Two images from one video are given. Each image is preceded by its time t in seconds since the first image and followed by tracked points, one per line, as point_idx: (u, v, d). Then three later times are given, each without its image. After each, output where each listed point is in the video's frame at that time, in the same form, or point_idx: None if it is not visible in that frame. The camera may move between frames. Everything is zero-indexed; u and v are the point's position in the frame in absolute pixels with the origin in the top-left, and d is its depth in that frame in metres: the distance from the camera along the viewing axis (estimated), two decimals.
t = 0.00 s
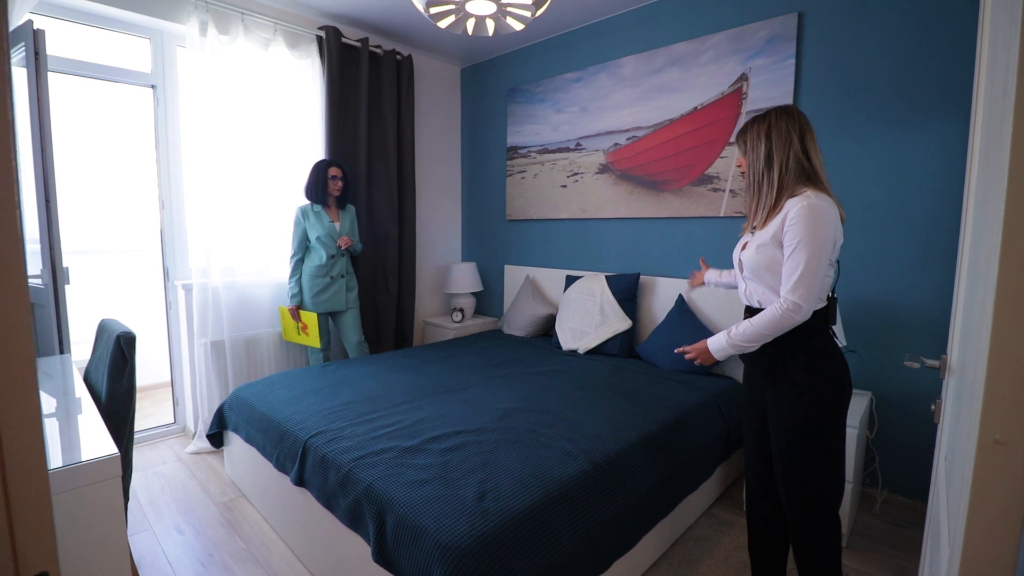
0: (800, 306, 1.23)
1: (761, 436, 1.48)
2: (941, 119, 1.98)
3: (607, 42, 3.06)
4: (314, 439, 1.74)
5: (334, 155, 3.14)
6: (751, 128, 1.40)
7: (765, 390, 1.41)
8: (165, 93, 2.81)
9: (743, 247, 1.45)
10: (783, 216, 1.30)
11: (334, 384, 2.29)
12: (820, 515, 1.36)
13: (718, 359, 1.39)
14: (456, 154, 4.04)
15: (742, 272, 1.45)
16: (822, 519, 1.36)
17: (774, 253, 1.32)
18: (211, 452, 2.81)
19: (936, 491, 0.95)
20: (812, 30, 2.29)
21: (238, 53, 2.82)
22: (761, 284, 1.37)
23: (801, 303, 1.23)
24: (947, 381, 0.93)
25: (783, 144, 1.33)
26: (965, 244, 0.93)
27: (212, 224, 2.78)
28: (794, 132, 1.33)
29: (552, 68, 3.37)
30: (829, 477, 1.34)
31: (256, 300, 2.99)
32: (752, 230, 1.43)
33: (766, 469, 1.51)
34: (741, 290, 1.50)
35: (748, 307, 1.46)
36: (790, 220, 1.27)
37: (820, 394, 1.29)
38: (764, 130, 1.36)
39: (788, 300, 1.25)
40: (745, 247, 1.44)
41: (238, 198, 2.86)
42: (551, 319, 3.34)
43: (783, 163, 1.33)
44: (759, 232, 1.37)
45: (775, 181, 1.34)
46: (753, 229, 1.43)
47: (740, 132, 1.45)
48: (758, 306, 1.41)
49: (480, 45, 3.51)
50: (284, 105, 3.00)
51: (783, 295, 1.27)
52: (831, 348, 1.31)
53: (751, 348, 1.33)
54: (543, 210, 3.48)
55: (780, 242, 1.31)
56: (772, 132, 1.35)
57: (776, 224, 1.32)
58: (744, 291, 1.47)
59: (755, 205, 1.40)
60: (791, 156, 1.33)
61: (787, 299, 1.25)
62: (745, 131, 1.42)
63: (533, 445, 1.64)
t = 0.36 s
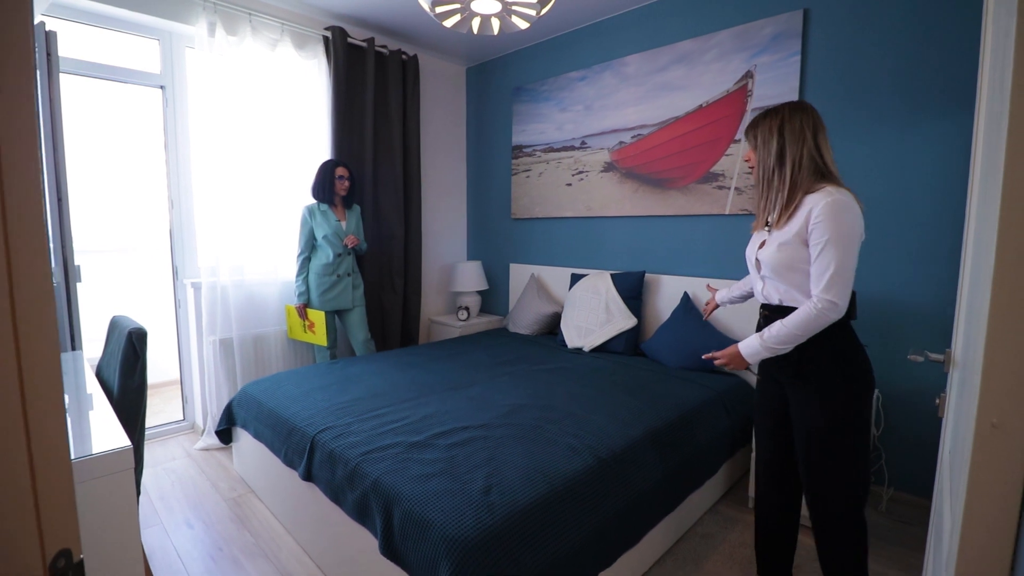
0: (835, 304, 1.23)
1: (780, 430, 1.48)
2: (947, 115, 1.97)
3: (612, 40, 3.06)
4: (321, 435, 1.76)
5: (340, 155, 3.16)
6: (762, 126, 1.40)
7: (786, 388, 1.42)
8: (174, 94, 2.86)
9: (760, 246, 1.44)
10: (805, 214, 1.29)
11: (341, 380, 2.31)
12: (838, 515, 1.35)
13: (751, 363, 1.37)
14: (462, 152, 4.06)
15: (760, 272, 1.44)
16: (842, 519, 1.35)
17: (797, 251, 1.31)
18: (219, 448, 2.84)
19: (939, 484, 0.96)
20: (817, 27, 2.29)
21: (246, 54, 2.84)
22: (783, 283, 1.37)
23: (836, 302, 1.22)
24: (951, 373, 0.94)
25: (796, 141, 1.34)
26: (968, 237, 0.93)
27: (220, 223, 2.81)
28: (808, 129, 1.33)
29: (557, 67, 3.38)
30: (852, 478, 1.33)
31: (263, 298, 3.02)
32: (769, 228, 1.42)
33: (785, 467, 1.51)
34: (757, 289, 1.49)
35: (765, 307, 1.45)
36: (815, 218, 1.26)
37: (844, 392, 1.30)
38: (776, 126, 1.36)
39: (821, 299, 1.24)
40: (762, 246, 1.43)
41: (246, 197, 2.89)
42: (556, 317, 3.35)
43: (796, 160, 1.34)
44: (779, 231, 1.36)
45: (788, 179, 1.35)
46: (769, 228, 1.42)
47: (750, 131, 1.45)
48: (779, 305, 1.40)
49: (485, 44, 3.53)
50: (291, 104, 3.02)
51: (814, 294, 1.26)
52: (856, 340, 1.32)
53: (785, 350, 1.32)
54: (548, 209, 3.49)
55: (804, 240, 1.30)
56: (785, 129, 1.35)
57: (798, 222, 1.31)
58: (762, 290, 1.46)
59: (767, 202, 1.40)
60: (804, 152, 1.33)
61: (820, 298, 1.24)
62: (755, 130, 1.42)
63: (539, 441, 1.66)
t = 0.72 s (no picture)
0: (869, 305, 1.20)
1: (803, 433, 1.48)
2: (953, 112, 1.96)
3: (616, 39, 3.06)
4: (326, 430, 1.78)
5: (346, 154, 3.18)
6: (825, 114, 1.33)
7: (810, 389, 1.42)
8: (181, 92, 2.89)
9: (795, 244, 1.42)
10: (843, 211, 1.28)
11: (346, 377, 2.32)
12: (860, 516, 1.35)
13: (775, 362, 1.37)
14: (466, 151, 4.07)
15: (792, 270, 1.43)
16: (863, 520, 1.35)
17: (833, 250, 1.30)
18: (226, 444, 2.87)
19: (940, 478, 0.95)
20: (822, 24, 2.28)
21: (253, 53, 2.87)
22: (814, 282, 1.35)
23: (870, 302, 1.20)
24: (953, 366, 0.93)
25: (860, 136, 1.30)
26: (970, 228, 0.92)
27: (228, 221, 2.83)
28: (871, 127, 1.30)
29: (562, 65, 3.38)
30: (875, 480, 1.32)
31: (269, 295, 3.05)
32: (807, 226, 1.40)
33: (807, 467, 1.51)
34: (788, 288, 1.48)
35: (796, 306, 1.43)
36: (852, 215, 1.24)
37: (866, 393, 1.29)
38: (842, 117, 1.31)
39: (855, 298, 1.22)
40: (796, 244, 1.42)
41: (253, 195, 2.91)
42: (561, 316, 3.35)
43: (860, 156, 1.29)
44: (817, 229, 1.34)
45: (851, 175, 1.30)
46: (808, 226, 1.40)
47: (806, 116, 1.37)
48: (809, 304, 1.39)
49: (490, 43, 3.53)
50: (297, 103, 3.04)
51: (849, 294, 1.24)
52: (883, 339, 1.29)
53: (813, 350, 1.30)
54: (553, 207, 3.49)
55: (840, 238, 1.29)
56: (853, 122, 1.30)
57: (836, 220, 1.29)
58: (792, 289, 1.45)
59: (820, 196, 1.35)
60: (867, 151, 1.30)
61: (854, 298, 1.22)
62: (816, 116, 1.35)
63: (543, 437, 1.66)
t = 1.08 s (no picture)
0: (897, 301, 1.20)
1: (811, 428, 1.48)
2: (956, 107, 1.96)
3: (620, 36, 3.06)
4: (330, 424, 1.79)
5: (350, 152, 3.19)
6: (844, 105, 1.34)
7: (818, 383, 1.42)
8: (186, 90, 2.91)
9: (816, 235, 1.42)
10: (868, 204, 1.27)
11: (349, 373, 2.34)
12: (866, 511, 1.35)
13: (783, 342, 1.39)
14: (469, 149, 4.08)
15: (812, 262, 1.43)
16: (869, 515, 1.34)
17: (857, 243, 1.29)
18: (230, 440, 2.89)
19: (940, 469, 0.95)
20: (825, 21, 2.28)
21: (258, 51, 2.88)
22: (835, 274, 1.35)
23: (898, 298, 1.19)
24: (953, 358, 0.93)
25: (884, 124, 1.29)
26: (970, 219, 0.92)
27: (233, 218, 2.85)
28: (894, 112, 1.28)
29: (566, 63, 3.39)
30: (882, 475, 1.32)
31: (272, 293, 3.07)
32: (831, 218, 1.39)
33: (813, 462, 1.51)
34: (805, 278, 1.48)
35: (812, 297, 1.43)
36: (877, 209, 1.23)
37: (875, 388, 1.28)
38: (861, 106, 1.31)
39: (882, 294, 1.21)
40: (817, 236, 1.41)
41: (258, 193, 2.93)
42: (564, 313, 3.36)
43: (883, 144, 1.29)
44: (840, 221, 1.34)
45: (873, 164, 1.29)
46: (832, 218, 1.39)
47: (827, 110, 1.39)
48: (824, 296, 1.39)
49: (494, 41, 3.54)
50: (301, 101, 3.06)
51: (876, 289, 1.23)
52: (896, 337, 1.28)
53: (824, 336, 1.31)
54: (556, 205, 3.50)
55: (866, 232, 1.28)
56: (872, 110, 1.30)
57: (861, 213, 1.28)
58: (809, 281, 1.45)
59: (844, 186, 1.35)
60: (891, 138, 1.29)
61: (881, 293, 1.21)
62: (836, 108, 1.36)
63: (546, 431, 1.67)
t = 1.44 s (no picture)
0: (889, 297, 1.19)
1: (811, 423, 1.48)
2: (956, 102, 1.95)
3: (620, 33, 3.06)
4: (330, 419, 1.79)
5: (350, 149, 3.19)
6: (840, 98, 1.35)
7: (818, 378, 1.42)
8: (187, 88, 2.91)
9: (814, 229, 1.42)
10: (861, 198, 1.26)
11: (349, 369, 2.34)
12: (866, 506, 1.34)
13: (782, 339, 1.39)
14: (470, 147, 4.08)
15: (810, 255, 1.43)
16: (869, 511, 1.34)
17: (851, 237, 1.29)
18: (231, 436, 2.89)
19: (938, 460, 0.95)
20: (825, 16, 2.28)
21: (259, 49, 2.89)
22: (830, 268, 1.35)
23: (891, 294, 1.19)
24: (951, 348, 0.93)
25: (877, 115, 1.28)
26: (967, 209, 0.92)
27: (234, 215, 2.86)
28: (890, 103, 1.28)
29: (566, 60, 3.38)
30: (882, 470, 1.32)
31: (273, 290, 3.07)
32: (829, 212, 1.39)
33: (813, 457, 1.51)
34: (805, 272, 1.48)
35: (811, 291, 1.43)
36: (869, 204, 1.23)
37: (875, 382, 1.28)
38: (856, 98, 1.31)
39: (875, 290, 1.20)
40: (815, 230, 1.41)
41: (258, 190, 2.93)
42: (565, 310, 3.36)
43: (876, 135, 1.28)
44: (835, 215, 1.34)
45: (865, 156, 1.29)
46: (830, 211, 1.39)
47: (826, 105, 1.40)
48: (821, 290, 1.39)
49: (494, 38, 3.54)
50: (302, 98, 3.06)
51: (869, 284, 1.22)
52: (896, 332, 1.28)
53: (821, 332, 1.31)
54: (556, 202, 3.50)
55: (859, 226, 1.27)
56: (866, 102, 1.30)
57: (854, 207, 1.28)
58: (808, 274, 1.45)
59: (839, 179, 1.35)
60: (886, 129, 1.28)
61: (874, 289, 1.20)
62: (833, 102, 1.37)
63: (545, 426, 1.67)
